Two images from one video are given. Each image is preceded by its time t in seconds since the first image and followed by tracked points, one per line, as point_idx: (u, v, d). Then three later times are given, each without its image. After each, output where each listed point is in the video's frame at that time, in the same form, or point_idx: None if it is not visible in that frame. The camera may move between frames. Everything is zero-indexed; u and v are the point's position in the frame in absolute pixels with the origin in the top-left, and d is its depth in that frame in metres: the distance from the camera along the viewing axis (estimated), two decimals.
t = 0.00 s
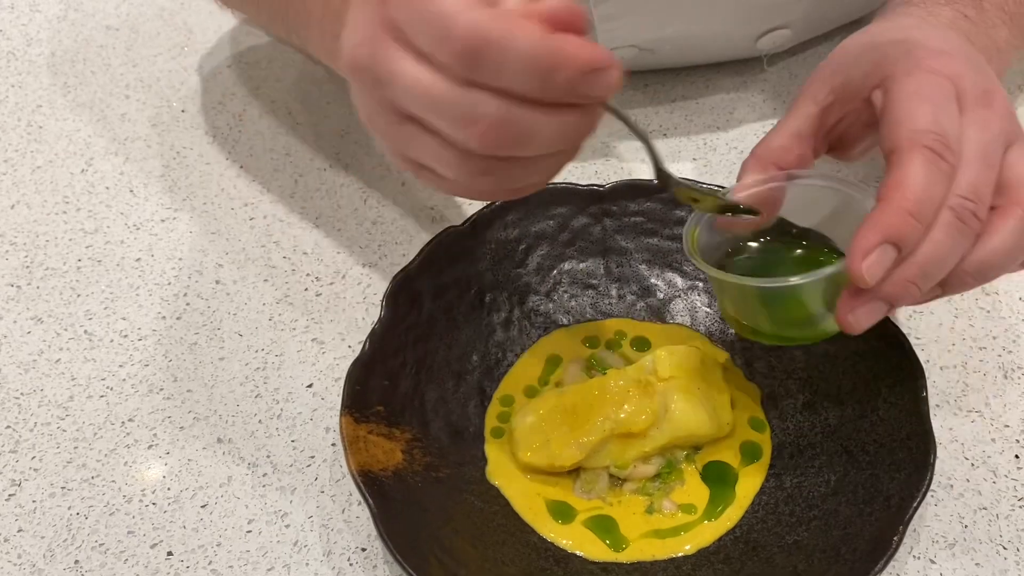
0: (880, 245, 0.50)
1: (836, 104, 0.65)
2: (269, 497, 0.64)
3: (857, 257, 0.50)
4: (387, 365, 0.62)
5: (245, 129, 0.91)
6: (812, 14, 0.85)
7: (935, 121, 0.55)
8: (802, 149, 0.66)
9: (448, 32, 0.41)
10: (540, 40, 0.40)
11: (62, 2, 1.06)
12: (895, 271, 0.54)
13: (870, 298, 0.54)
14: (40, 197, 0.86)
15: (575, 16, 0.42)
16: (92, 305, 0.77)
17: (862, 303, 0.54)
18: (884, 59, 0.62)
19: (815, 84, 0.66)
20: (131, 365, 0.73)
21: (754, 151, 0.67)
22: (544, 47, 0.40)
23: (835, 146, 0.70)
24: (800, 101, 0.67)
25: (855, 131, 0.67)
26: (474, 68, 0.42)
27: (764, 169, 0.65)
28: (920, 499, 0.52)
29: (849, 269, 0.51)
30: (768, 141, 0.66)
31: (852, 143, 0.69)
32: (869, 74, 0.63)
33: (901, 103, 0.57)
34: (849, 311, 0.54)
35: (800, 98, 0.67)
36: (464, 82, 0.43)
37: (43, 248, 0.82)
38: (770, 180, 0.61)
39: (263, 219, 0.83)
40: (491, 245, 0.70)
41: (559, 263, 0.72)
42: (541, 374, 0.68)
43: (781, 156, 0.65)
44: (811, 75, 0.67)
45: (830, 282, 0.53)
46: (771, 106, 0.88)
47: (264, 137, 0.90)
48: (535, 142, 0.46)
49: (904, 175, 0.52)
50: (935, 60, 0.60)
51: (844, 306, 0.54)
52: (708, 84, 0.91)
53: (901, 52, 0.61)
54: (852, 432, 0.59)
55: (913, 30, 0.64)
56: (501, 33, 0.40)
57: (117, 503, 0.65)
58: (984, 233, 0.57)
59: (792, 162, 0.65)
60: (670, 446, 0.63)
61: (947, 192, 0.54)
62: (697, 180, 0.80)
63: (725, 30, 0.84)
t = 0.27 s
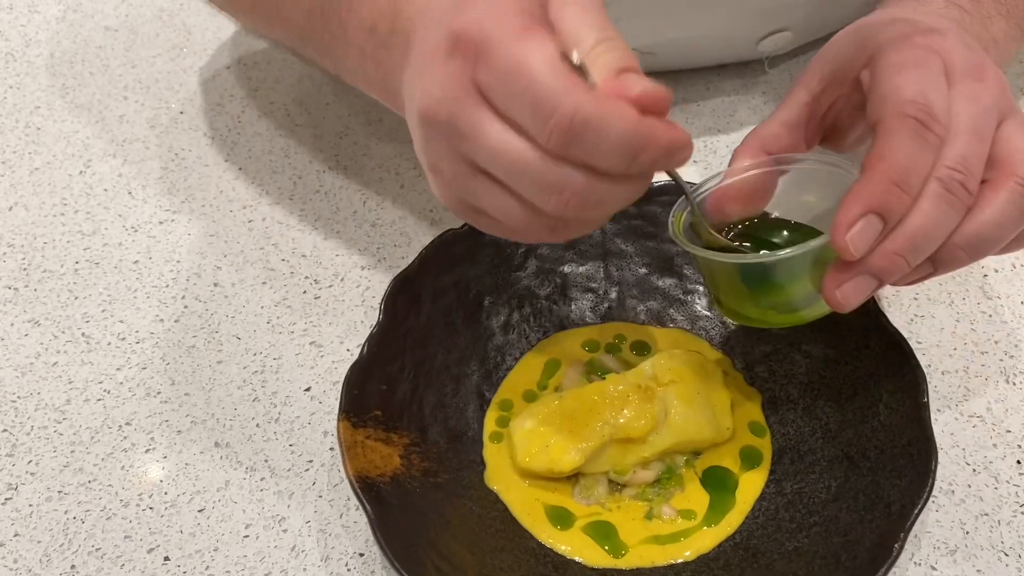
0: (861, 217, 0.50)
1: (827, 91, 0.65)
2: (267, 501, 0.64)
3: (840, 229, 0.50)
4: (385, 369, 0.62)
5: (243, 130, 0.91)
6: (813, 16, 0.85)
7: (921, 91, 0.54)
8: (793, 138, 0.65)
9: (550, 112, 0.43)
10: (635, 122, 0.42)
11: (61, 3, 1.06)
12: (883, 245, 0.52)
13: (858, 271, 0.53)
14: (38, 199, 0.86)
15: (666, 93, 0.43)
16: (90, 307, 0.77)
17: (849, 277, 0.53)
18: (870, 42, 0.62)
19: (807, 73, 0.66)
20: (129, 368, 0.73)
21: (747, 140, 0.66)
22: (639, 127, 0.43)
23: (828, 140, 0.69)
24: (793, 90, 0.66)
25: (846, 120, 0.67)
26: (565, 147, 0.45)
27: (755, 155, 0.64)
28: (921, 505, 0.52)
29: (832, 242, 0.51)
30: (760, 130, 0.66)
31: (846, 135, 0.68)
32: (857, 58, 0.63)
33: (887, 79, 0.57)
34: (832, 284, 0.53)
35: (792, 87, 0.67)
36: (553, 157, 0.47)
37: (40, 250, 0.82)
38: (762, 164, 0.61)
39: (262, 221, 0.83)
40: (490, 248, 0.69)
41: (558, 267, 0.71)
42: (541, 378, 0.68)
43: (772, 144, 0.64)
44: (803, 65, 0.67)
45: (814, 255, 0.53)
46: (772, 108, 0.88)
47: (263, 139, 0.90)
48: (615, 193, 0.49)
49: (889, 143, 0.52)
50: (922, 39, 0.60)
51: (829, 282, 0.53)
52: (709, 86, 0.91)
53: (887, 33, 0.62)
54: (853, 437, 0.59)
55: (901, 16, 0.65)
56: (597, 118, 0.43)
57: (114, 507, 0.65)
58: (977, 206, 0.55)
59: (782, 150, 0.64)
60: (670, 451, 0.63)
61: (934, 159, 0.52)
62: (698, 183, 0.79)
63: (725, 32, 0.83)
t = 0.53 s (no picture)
0: (886, 245, 0.50)
1: (836, 106, 0.65)
2: (268, 504, 0.64)
3: (864, 259, 0.50)
4: (386, 371, 0.62)
5: (244, 131, 0.91)
6: (816, 18, 0.84)
7: (939, 115, 0.54)
8: (804, 153, 0.66)
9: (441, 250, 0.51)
10: (513, 256, 0.49)
11: (62, 3, 1.06)
12: (906, 273, 0.52)
13: (879, 299, 0.53)
14: (38, 200, 0.86)
15: (549, 218, 0.48)
16: (91, 308, 0.77)
17: (871, 304, 0.53)
18: (880, 58, 0.61)
19: (816, 88, 0.66)
20: (129, 370, 0.73)
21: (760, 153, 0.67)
22: (522, 258, 0.49)
23: (839, 150, 0.69)
24: (803, 105, 0.66)
25: (857, 134, 0.67)
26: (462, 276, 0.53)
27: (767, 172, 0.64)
28: (924, 510, 0.52)
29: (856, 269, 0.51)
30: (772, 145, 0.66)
31: (860, 148, 0.68)
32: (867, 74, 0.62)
33: (901, 98, 0.57)
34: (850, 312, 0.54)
35: (802, 103, 0.67)
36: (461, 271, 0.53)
37: (41, 251, 0.82)
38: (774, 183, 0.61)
39: (263, 222, 0.82)
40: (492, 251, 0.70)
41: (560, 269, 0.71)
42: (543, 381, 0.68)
43: (782, 159, 0.65)
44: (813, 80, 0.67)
45: (839, 282, 0.54)
46: (774, 110, 0.87)
47: (264, 139, 0.90)
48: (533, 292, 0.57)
49: (911, 171, 0.52)
50: (936, 57, 0.59)
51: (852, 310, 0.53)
52: (711, 87, 0.90)
53: (898, 50, 0.61)
54: (856, 441, 0.59)
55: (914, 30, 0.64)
56: (477, 259, 0.50)
57: (115, 510, 0.64)
58: (995, 230, 0.55)
59: (791, 167, 0.65)
60: (672, 455, 0.62)
61: (954, 185, 0.52)
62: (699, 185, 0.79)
63: (728, 34, 0.83)
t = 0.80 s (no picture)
0: (1003, 287, 0.49)
1: (910, 136, 0.65)
2: (269, 506, 0.64)
3: (981, 303, 0.49)
4: (388, 374, 0.62)
5: (246, 131, 0.91)
6: (818, 20, 0.84)
7: None
8: (879, 187, 0.64)
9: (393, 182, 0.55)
10: (464, 195, 0.53)
11: (64, 3, 1.06)
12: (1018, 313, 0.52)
13: (993, 343, 0.52)
14: (40, 200, 0.86)
15: (502, 162, 0.52)
16: (92, 310, 0.77)
17: (985, 347, 0.52)
18: (959, 88, 0.60)
19: (886, 118, 0.65)
20: (131, 371, 0.73)
21: (825, 193, 0.65)
22: (472, 197, 0.53)
23: (912, 176, 0.69)
24: (873, 137, 0.65)
25: (933, 162, 0.67)
26: (409, 214, 0.57)
27: (844, 211, 0.63)
28: (926, 514, 0.52)
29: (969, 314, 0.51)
30: (841, 180, 0.65)
31: (931, 175, 0.68)
32: (944, 105, 0.61)
33: (994, 135, 0.56)
34: (959, 350, 0.53)
35: (870, 134, 0.66)
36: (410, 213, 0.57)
37: (42, 252, 0.81)
38: (846, 222, 0.61)
39: (265, 224, 0.82)
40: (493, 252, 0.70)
41: (563, 270, 0.72)
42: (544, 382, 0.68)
43: (860, 197, 0.63)
44: (878, 107, 0.66)
45: (944, 329, 0.53)
46: (776, 112, 0.87)
47: (266, 140, 0.90)
48: (476, 254, 0.61)
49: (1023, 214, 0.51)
50: (1017, 84, 0.57)
51: (965, 352, 0.53)
52: (713, 89, 0.90)
53: (976, 78, 0.59)
54: (859, 444, 0.59)
55: (981, 52, 0.62)
56: (428, 191, 0.54)
57: (116, 511, 0.64)
58: None
59: (870, 202, 0.63)
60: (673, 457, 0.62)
61: None
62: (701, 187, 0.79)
63: (730, 35, 0.83)
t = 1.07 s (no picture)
0: None
1: (950, 115, 0.65)
2: (266, 507, 0.63)
3: None
4: (386, 373, 0.61)
5: (243, 131, 0.90)
6: (817, 19, 0.84)
7: None
8: (917, 166, 0.63)
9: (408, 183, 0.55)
10: (478, 206, 0.54)
11: (61, 3, 1.06)
12: None
13: None
14: (37, 200, 0.86)
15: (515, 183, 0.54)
16: (89, 310, 0.77)
17: None
18: (1005, 66, 0.62)
19: (922, 97, 0.66)
20: (128, 371, 0.72)
21: (864, 171, 0.64)
22: (485, 208, 0.54)
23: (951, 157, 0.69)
24: (910, 115, 0.65)
25: (973, 141, 0.67)
26: (416, 216, 0.57)
27: (883, 187, 0.62)
28: (927, 514, 0.52)
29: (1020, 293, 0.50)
30: (879, 158, 0.64)
31: (966, 154, 0.69)
32: (986, 82, 0.63)
33: None
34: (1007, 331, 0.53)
35: (907, 113, 0.66)
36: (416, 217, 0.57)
37: (39, 252, 0.81)
38: (887, 199, 0.60)
39: (262, 223, 0.82)
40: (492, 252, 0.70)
41: (562, 270, 0.72)
42: (542, 383, 0.68)
43: (899, 174, 0.62)
44: (914, 88, 0.67)
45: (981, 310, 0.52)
46: (775, 112, 0.87)
47: (263, 140, 0.89)
48: (464, 266, 0.62)
49: None
50: None
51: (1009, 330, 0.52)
52: (712, 89, 0.90)
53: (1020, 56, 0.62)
54: (859, 444, 0.59)
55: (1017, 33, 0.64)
56: (442, 198, 0.54)
57: (112, 512, 0.64)
58: None
59: (908, 177, 0.62)
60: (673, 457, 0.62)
61: None
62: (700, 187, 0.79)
63: (729, 35, 0.83)
